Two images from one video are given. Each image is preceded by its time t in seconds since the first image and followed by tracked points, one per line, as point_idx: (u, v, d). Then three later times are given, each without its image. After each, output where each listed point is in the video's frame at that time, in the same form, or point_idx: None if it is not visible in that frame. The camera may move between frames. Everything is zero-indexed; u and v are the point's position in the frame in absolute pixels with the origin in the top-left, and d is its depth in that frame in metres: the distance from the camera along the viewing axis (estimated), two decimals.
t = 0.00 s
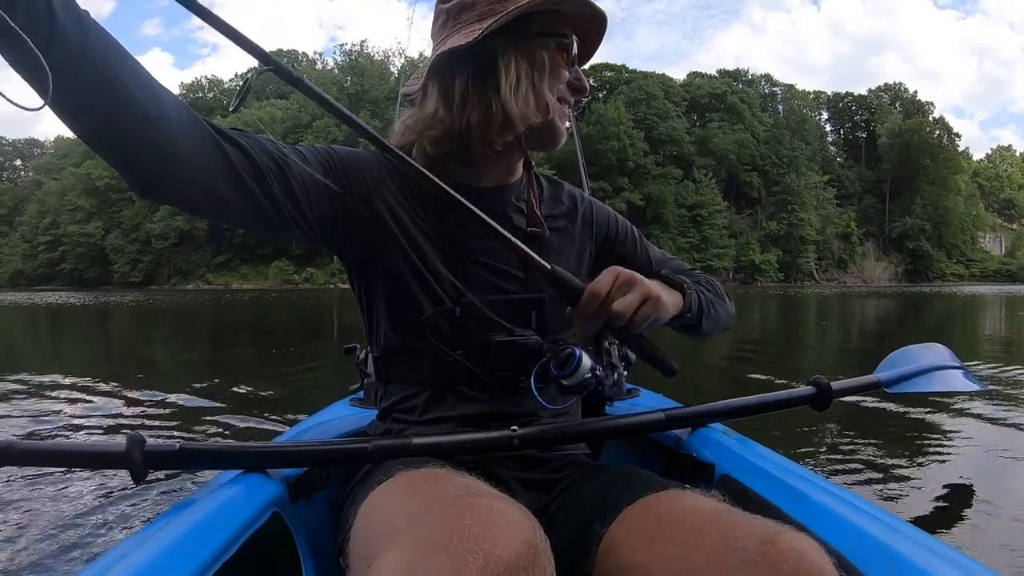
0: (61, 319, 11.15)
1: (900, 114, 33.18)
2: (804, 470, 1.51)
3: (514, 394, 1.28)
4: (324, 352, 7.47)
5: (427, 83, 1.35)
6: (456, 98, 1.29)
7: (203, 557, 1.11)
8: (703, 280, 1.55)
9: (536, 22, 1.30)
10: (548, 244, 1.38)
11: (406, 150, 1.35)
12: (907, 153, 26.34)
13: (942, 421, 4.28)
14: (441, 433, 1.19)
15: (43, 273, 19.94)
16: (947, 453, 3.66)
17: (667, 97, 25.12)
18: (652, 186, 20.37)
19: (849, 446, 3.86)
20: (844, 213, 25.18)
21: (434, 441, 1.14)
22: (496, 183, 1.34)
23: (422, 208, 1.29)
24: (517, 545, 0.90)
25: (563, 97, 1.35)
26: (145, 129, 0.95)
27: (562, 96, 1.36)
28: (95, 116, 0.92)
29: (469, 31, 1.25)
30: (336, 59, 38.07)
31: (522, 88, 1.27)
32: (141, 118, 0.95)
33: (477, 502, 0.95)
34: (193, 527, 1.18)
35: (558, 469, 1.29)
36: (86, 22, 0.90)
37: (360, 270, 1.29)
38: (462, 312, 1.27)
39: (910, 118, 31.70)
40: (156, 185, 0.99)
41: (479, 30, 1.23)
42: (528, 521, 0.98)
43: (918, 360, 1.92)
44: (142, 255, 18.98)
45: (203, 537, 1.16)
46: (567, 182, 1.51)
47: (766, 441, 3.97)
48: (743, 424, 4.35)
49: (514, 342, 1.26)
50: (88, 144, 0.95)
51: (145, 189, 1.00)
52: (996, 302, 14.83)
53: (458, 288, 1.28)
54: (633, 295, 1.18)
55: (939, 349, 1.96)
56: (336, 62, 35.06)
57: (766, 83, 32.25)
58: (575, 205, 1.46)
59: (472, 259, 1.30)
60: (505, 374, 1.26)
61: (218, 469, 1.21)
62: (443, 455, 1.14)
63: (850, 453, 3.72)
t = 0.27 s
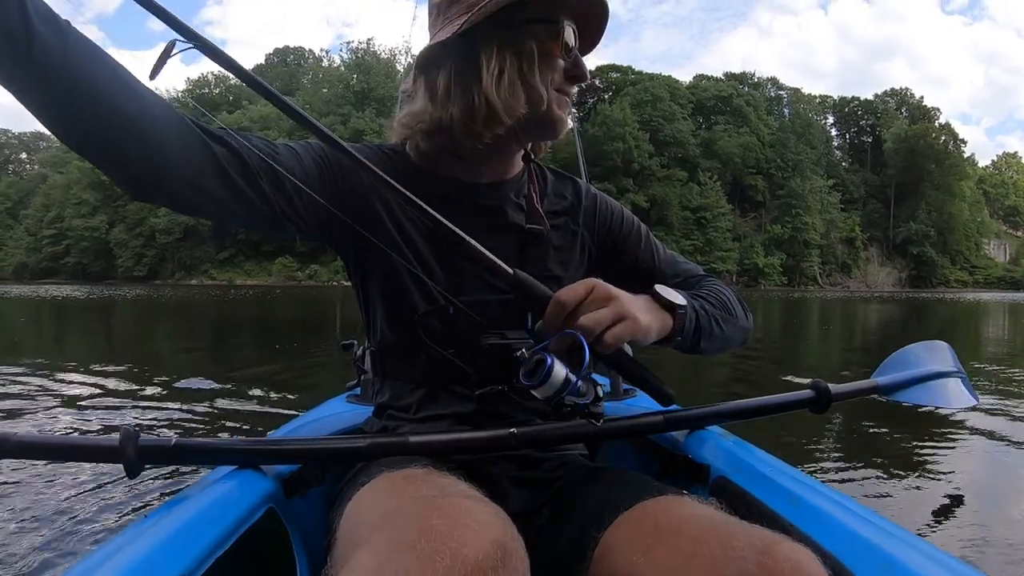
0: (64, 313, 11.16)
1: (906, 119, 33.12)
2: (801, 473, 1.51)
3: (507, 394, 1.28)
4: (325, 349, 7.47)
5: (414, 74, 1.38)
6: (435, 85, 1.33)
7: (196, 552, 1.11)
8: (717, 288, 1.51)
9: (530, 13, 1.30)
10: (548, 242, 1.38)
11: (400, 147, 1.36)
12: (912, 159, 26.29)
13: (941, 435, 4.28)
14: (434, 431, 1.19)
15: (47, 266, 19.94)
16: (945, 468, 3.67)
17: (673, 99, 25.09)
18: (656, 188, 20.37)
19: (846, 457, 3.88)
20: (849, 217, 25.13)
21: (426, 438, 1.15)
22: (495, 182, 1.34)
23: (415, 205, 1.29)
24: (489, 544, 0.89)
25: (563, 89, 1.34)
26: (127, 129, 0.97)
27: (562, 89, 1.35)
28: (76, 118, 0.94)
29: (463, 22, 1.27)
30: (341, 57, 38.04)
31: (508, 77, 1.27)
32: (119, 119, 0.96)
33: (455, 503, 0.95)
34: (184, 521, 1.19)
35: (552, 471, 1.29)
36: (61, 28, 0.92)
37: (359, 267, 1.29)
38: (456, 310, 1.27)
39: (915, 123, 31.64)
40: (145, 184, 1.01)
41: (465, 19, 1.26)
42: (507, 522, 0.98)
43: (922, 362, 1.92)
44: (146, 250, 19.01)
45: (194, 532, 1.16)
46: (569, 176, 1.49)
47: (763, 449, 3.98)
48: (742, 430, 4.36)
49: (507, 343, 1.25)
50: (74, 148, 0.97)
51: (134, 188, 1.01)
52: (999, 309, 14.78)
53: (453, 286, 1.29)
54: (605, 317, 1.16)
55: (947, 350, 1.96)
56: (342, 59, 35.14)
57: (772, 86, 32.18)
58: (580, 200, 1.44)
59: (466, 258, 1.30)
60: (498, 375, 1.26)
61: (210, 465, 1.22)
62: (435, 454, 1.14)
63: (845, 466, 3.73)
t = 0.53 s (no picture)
0: (69, 309, 11.19)
1: (911, 122, 33.02)
2: (799, 478, 1.51)
3: (507, 395, 1.27)
4: (327, 348, 7.49)
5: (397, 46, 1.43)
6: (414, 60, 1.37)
7: (192, 549, 1.12)
8: (726, 299, 1.46)
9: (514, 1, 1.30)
10: (554, 244, 1.36)
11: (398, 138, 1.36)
12: (917, 162, 26.23)
13: (942, 439, 4.27)
14: (433, 430, 1.19)
15: (51, 262, 19.99)
16: (945, 473, 3.66)
17: (678, 100, 25.07)
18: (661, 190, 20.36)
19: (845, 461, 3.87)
20: (853, 220, 25.07)
21: (425, 439, 1.14)
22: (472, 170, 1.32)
23: (416, 204, 1.30)
24: (481, 546, 0.90)
25: (516, 67, 1.30)
26: (131, 125, 0.99)
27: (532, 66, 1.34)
28: (79, 115, 0.96)
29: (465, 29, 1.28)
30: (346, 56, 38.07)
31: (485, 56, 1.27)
32: (122, 117, 0.98)
33: (449, 507, 0.95)
34: (181, 518, 1.19)
35: (551, 472, 1.28)
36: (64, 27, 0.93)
37: (360, 265, 1.29)
38: (457, 311, 1.27)
39: (921, 126, 31.55)
40: (149, 182, 1.03)
41: None
42: (499, 528, 0.98)
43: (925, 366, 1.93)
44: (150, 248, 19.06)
45: (190, 529, 1.16)
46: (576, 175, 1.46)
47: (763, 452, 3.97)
48: (742, 432, 4.35)
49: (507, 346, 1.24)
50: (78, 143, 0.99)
51: (138, 183, 1.03)
52: (1003, 313, 14.72)
53: (454, 286, 1.29)
54: (595, 326, 1.14)
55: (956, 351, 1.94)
56: (348, 58, 35.17)
57: (778, 88, 32.11)
58: (591, 201, 1.41)
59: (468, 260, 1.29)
60: (498, 375, 1.25)
61: (205, 462, 1.22)
62: (435, 453, 1.14)
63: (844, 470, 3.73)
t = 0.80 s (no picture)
0: (73, 309, 11.21)
1: (916, 122, 32.91)
2: (798, 480, 1.51)
3: (505, 395, 1.27)
4: (328, 348, 7.48)
5: (399, 44, 1.48)
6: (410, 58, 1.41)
7: (189, 548, 1.12)
8: (734, 303, 1.41)
9: None
10: (557, 242, 1.34)
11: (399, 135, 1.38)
12: (922, 162, 26.16)
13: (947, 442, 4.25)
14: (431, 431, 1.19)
15: (55, 262, 20.03)
16: (948, 474, 3.65)
17: (682, 101, 25.04)
18: (665, 191, 20.36)
19: (849, 463, 3.85)
20: (857, 221, 24.97)
21: (422, 439, 1.14)
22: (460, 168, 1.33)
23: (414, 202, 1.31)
24: (476, 549, 0.90)
25: (484, 67, 1.30)
26: (136, 99, 1.05)
27: (512, 58, 1.33)
28: (87, 85, 1.02)
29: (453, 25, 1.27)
30: (350, 56, 38.19)
31: (464, 50, 1.28)
32: (127, 90, 1.04)
33: (444, 508, 0.95)
34: (177, 517, 1.19)
35: (549, 473, 1.27)
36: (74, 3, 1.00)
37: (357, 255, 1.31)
38: (456, 309, 1.27)
39: (926, 127, 31.45)
40: (151, 155, 1.08)
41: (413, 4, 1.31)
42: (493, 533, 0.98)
43: (929, 366, 1.94)
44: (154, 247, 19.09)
45: (187, 527, 1.17)
46: (579, 173, 1.43)
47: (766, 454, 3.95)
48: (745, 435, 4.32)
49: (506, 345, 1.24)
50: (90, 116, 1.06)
51: (145, 157, 1.09)
52: (1007, 315, 14.64)
53: (452, 281, 1.29)
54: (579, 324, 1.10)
55: (957, 355, 1.97)
56: (351, 58, 35.19)
57: (782, 89, 32.03)
58: (597, 198, 1.38)
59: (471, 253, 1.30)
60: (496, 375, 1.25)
61: (201, 461, 1.23)
62: (434, 455, 1.14)
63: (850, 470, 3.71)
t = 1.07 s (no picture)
0: (78, 309, 11.25)
1: (920, 122, 32.83)
2: (794, 481, 1.53)
3: (502, 393, 1.27)
4: (331, 348, 7.48)
5: (404, 44, 1.50)
6: (414, 58, 1.43)
7: (190, 543, 1.12)
8: (736, 337, 1.34)
9: None
10: (558, 242, 1.33)
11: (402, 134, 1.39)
12: (926, 162, 26.09)
13: (952, 443, 4.23)
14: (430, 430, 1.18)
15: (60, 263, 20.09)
16: (950, 475, 3.65)
17: (686, 101, 25.03)
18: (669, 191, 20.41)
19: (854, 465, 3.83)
20: (862, 220, 24.90)
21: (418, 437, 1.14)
22: (459, 166, 1.33)
23: (414, 202, 1.30)
24: (459, 550, 0.89)
25: (483, 68, 1.29)
26: (141, 97, 1.06)
27: (514, 58, 1.32)
28: (95, 84, 1.03)
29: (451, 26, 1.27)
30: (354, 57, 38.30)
31: (465, 48, 1.28)
32: (134, 90, 1.05)
33: (430, 506, 0.95)
34: (177, 513, 1.19)
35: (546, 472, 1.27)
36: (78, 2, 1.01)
37: (360, 251, 1.32)
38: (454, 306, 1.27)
39: (930, 126, 31.37)
40: (156, 152, 1.10)
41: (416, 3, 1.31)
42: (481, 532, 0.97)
43: (923, 372, 1.95)
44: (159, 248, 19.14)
45: (187, 522, 1.17)
46: (581, 171, 1.43)
47: (771, 456, 3.93)
48: (748, 437, 4.30)
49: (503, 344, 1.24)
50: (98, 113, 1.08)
51: (155, 154, 1.11)
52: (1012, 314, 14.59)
53: (453, 279, 1.29)
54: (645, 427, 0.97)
55: (946, 358, 1.96)
56: (355, 58, 35.26)
57: (786, 88, 31.97)
58: (600, 198, 1.38)
59: (472, 251, 1.30)
60: (493, 372, 1.25)
61: (202, 457, 1.23)
62: (432, 453, 1.14)
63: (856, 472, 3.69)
